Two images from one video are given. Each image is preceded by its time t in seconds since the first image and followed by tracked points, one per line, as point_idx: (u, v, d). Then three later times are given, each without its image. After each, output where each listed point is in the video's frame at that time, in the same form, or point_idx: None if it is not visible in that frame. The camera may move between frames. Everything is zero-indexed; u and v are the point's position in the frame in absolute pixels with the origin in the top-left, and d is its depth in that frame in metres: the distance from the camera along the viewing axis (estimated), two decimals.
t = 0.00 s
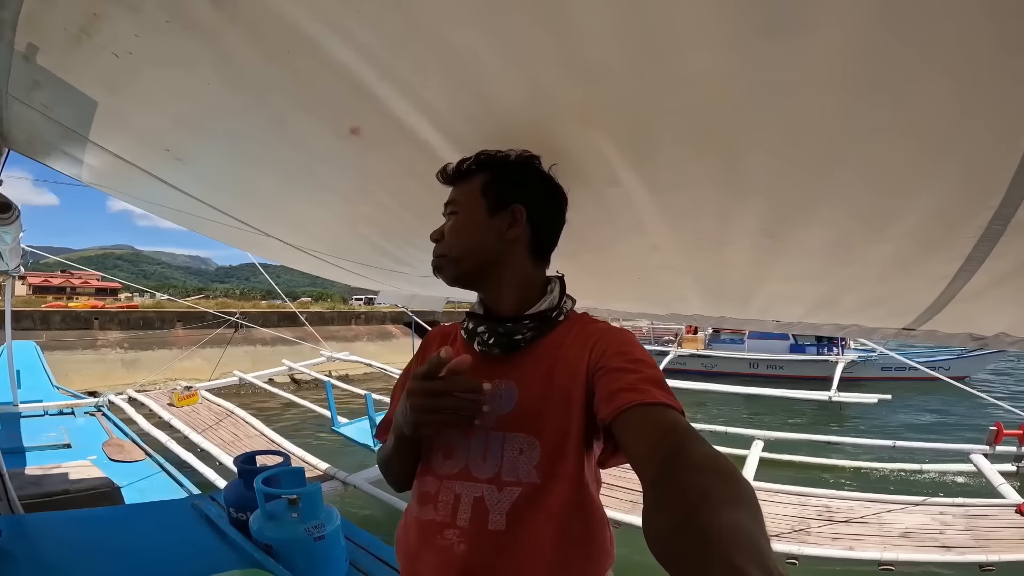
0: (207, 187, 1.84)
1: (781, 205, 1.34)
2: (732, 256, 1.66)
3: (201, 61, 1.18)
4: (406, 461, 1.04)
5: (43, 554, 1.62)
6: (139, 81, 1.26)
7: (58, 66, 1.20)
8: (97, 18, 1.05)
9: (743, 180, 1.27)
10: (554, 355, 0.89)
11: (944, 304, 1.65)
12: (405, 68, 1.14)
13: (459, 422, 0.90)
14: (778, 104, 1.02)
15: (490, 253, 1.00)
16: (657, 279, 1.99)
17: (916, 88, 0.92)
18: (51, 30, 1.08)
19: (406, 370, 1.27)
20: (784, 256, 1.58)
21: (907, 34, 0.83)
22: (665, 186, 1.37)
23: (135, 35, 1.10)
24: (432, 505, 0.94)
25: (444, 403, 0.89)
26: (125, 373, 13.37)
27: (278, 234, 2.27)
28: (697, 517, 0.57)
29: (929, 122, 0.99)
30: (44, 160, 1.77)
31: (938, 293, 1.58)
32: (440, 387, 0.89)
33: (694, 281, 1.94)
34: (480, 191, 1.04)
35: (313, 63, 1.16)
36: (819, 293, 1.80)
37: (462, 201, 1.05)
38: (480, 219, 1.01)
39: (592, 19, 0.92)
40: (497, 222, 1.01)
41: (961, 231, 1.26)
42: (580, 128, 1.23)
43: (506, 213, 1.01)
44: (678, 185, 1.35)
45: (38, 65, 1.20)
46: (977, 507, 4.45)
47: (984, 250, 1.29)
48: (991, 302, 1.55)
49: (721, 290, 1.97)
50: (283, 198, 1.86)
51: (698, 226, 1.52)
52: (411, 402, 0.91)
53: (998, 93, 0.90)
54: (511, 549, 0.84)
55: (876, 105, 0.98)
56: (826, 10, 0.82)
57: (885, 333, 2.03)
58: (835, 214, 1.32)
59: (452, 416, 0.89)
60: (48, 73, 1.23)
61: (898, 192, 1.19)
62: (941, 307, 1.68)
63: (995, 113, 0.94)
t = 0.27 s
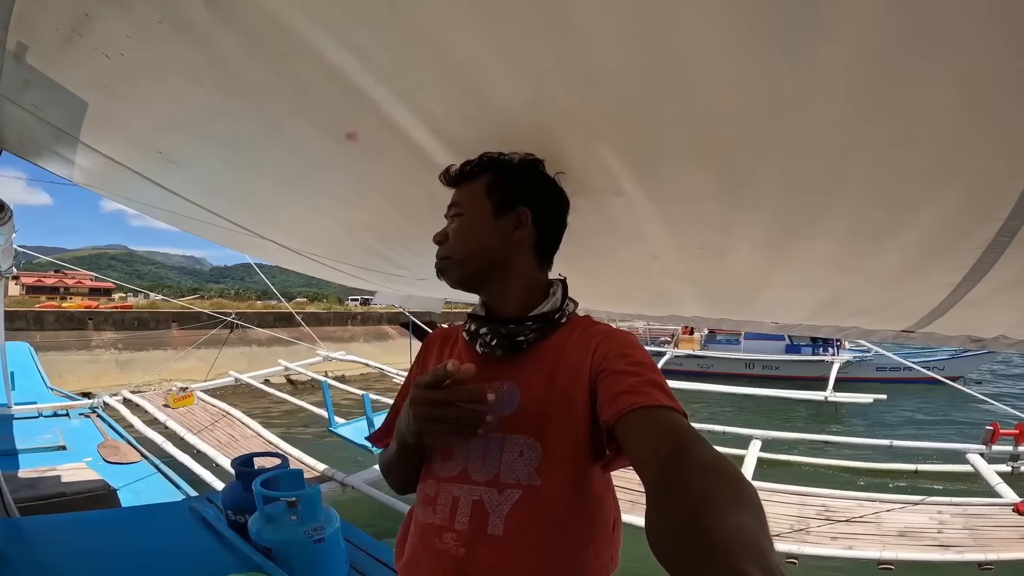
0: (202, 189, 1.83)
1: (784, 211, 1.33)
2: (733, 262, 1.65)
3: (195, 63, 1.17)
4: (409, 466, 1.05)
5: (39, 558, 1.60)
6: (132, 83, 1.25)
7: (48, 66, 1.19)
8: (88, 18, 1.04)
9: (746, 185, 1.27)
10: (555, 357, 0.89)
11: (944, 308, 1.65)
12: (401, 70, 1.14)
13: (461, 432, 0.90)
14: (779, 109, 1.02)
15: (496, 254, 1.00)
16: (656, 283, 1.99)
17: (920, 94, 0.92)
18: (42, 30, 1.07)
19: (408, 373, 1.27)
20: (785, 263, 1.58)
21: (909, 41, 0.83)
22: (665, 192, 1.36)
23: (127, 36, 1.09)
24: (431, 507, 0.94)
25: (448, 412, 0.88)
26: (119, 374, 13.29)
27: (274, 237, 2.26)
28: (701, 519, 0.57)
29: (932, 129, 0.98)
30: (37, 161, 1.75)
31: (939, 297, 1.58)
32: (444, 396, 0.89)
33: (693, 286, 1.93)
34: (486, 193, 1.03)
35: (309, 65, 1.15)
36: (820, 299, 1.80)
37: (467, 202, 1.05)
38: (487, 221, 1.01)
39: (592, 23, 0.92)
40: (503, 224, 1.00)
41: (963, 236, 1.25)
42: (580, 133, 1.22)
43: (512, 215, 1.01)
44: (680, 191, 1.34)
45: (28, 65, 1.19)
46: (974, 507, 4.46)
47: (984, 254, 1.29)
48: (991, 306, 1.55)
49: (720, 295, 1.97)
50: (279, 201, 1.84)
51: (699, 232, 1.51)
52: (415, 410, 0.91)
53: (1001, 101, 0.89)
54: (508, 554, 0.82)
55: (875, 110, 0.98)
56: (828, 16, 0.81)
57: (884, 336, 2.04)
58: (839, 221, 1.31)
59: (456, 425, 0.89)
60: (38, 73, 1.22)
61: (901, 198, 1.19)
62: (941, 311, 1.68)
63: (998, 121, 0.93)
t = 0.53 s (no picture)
0: (203, 188, 1.83)
1: (784, 207, 1.34)
2: (732, 257, 1.66)
3: (197, 62, 1.18)
4: (404, 472, 1.06)
5: (39, 559, 1.60)
6: (134, 83, 1.26)
7: (47, 66, 1.19)
8: (89, 18, 1.05)
9: (746, 182, 1.28)
10: (549, 359, 0.89)
11: (941, 305, 1.66)
12: (402, 68, 1.14)
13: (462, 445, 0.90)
14: (779, 106, 1.03)
15: (488, 256, 1.00)
16: (657, 280, 2.00)
17: (916, 92, 0.93)
18: (42, 31, 1.08)
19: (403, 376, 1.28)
20: (784, 257, 1.59)
21: (907, 37, 0.84)
22: (665, 189, 1.38)
23: (128, 35, 1.09)
24: (427, 510, 0.94)
25: (451, 425, 0.89)
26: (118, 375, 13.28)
27: (275, 236, 2.27)
28: (694, 520, 0.57)
29: (932, 124, 0.99)
30: (37, 162, 1.76)
31: (937, 294, 1.59)
32: (445, 408, 0.89)
33: (693, 283, 1.94)
34: (480, 197, 1.04)
35: (311, 64, 1.16)
36: (819, 294, 1.81)
37: (462, 205, 1.05)
38: (481, 223, 1.02)
39: (595, 20, 0.92)
40: (496, 226, 1.01)
41: (961, 232, 1.26)
42: (582, 130, 1.23)
43: (505, 217, 1.01)
44: (681, 187, 1.35)
45: (27, 66, 1.19)
46: (972, 507, 4.47)
47: (981, 251, 1.30)
48: (989, 303, 1.55)
49: (720, 292, 1.98)
50: (281, 200, 1.85)
51: (700, 227, 1.52)
52: (415, 422, 0.92)
53: (1000, 96, 0.90)
54: (502, 557, 0.83)
55: (874, 105, 0.98)
56: (827, 14, 0.82)
57: (882, 334, 2.05)
58: (838, 216, 1.33)
59: (457, 439, 0.89)
60: (37, 74, 1.22)
61: (901, 193, 1.19)
62: (939, 309, 1.69)
63: (997, 116, 0.94)
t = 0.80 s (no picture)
0: (207, 184, 1.83)
1: (787, 200, 1.35)
2: (734, 250, 1.67)
3: (207, 57, 1.18)
4: (401, 466, 1.05)
5: (39, 556, 1.60)
6: (142, 77, 1.26)
7: (57, 62, 1.19)
8: (100, 13, 1.05)
9: (750, 175, 1.28)
10: (547, 350, 0.89)
11: (942, 299, 1.66)
12: (412, 62, 1.14)
13: (463, 455, 0.88)
14: (784, 100, 1.03)
15: (482, 247, 1.00)
16: (660, 274, 2.00)
17: (920, 86, 0.94)
18: (53, 27, 1.07)
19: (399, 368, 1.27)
20: (788, 250, 1.59)
21: (917, 30, 0.84)
22: (669, 182, 1.38)
23: (139, 30, 1.09)
24: (424, 503, 0.94)
25: (454, 434, 0.86)
26: (117, 374, 13.27)
27: (277, 232, 2.27)
28: (697, 513, 0.57)
29: (934, 118, 1.00)
30: (40, 158, 1.75)
31: (938, 289, 1.60)
32: (451, 418, 0.87)
33: (696, 276, 1.95)
34: (471, 184, 1.04)
35: (320, 58, 1.16)
36: (822, 287, 1.81)
37: (456, 197, 1.05)
38: (473, 213, 1.01)
39: (605, 15, 0.92)
40: (490, 217, 1.01)
41: (961, 227, 1.27)
42: (589, 123, 1.23)
43: (499, 207, 1.01)
44: (686, 180, 1.35)
45: (37, 62, 1.19)
46: (973, 506, 4.47)
47: (984, 247, 1.30)
48: (990, 297, 1.56)
49: (723, 285, 1.99)
50: (285, 195, 1.85)
51: (704, 220, 1.53)
52: (415, 428, 0.89)
53: (1005, 91, 0.90)
54: (500, 549, 0.83)
55: (880, 99, 0.98)
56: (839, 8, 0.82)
57: (883, 330, 2.05)
58: (840, 209, 1.33)
59: (459, 448, 0.87)
60: (47, 70, 1.22)
61: (902, 187, 1.20)
62: (940, 303, 1.69)
63: (1002, 111, 0.94)
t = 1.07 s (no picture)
0: (213, 183, 1.84)
1: (788, 202, 1.35)
2: (736, 251, 1.67)
3: (217, 56, 1.18)
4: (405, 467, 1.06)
5: (43, 555, 1.60)
6: (152, 77, 1.27)
7: (67, 61, 1.19)
8: (113, 13, 1.05)
9: (753, 178, 1.29)
10: (551, 351, 0.90)
11: (941, 301, 1.67)
12: (422, 63, 1.15)
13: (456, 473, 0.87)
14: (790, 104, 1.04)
15: (488, 243, 1.00)
16: (662, 274, 2.01)
17: (923, 90, 0.94)
18: (65, 27, 1.08)
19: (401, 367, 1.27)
20: (791, 251, 1.60)
21: (925, 34, 0.84)
22: (671, 184, 1.39)
23: (151, 30, 1.10)
24: (431, 504, 0.95)
25: (445, 453, 0.86)
26: (117, 373, 13.28)
27: (281, 231, 2.27)
28: (702, 514, 0.58)
29: (937, 121, 1.00)
30: (46, 157, 1.76)
31: (937, 290, 1.60)
32: (445, 437, 0.86)
33: (697, 277, 1.95)
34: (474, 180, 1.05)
35: (329, 59, 1.17)
36: (823, 288, 1.82)
37: (458, 196, 1.05)
38: (477, 211, 1.01)
39: (614, 17, 0.93)
40: (493, 214, 1.01)
41: (960, 229, 1.27)
42: (595, 125, 1.24)
43: (503, 205, 1.01)
44: (689, 182, 1.36)
45: (48, 62, 1.19)
46: (972, 507, 4.48)
47: (985, 249, 1.31)
48: (989, 298, 1.57)
49: (724, 286, 1.99)
50: (290, 194, 1.86)
51: (706, 221, 1.54)
52: (410, 442, 0.89)
53: (1009, 95, 0.91)
54: (509, 550, 0.84)
55: (883, 102, 0.99)
56: (848, 11, 0.83)
57: (882, 330, 2.06)
58: (840, 211, 1.34)
59: (454, 464, 0.86)
60: (58, 69, 1.22)
61: (902, 190, 1.21)
62: (939, 304, 1.70)
63: (1005, 115, 0.95)
